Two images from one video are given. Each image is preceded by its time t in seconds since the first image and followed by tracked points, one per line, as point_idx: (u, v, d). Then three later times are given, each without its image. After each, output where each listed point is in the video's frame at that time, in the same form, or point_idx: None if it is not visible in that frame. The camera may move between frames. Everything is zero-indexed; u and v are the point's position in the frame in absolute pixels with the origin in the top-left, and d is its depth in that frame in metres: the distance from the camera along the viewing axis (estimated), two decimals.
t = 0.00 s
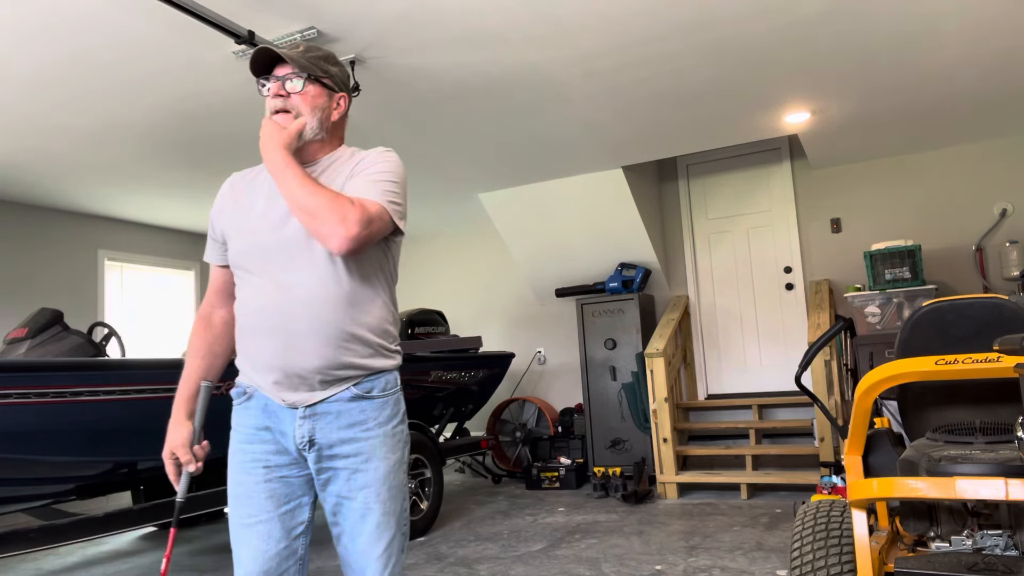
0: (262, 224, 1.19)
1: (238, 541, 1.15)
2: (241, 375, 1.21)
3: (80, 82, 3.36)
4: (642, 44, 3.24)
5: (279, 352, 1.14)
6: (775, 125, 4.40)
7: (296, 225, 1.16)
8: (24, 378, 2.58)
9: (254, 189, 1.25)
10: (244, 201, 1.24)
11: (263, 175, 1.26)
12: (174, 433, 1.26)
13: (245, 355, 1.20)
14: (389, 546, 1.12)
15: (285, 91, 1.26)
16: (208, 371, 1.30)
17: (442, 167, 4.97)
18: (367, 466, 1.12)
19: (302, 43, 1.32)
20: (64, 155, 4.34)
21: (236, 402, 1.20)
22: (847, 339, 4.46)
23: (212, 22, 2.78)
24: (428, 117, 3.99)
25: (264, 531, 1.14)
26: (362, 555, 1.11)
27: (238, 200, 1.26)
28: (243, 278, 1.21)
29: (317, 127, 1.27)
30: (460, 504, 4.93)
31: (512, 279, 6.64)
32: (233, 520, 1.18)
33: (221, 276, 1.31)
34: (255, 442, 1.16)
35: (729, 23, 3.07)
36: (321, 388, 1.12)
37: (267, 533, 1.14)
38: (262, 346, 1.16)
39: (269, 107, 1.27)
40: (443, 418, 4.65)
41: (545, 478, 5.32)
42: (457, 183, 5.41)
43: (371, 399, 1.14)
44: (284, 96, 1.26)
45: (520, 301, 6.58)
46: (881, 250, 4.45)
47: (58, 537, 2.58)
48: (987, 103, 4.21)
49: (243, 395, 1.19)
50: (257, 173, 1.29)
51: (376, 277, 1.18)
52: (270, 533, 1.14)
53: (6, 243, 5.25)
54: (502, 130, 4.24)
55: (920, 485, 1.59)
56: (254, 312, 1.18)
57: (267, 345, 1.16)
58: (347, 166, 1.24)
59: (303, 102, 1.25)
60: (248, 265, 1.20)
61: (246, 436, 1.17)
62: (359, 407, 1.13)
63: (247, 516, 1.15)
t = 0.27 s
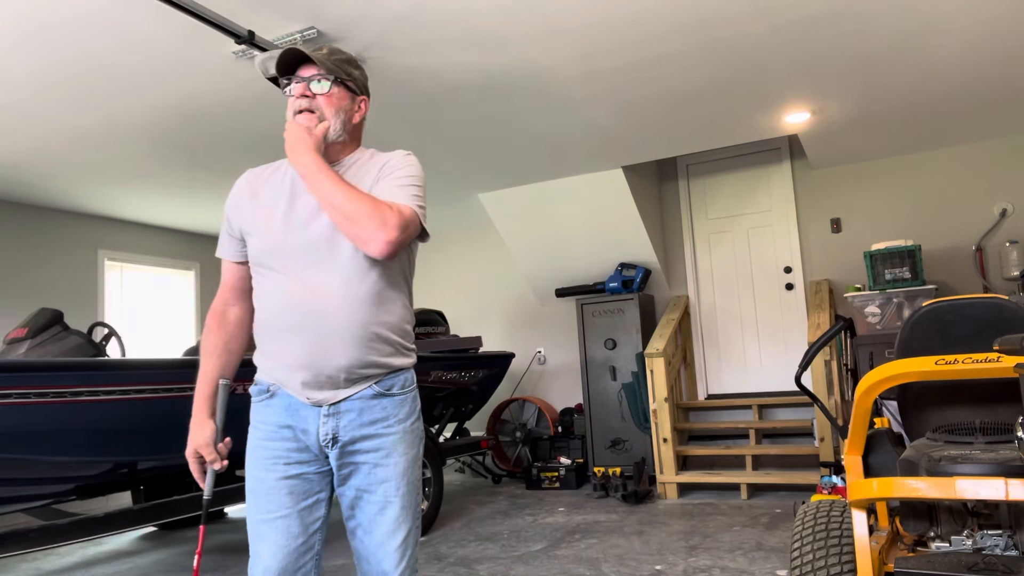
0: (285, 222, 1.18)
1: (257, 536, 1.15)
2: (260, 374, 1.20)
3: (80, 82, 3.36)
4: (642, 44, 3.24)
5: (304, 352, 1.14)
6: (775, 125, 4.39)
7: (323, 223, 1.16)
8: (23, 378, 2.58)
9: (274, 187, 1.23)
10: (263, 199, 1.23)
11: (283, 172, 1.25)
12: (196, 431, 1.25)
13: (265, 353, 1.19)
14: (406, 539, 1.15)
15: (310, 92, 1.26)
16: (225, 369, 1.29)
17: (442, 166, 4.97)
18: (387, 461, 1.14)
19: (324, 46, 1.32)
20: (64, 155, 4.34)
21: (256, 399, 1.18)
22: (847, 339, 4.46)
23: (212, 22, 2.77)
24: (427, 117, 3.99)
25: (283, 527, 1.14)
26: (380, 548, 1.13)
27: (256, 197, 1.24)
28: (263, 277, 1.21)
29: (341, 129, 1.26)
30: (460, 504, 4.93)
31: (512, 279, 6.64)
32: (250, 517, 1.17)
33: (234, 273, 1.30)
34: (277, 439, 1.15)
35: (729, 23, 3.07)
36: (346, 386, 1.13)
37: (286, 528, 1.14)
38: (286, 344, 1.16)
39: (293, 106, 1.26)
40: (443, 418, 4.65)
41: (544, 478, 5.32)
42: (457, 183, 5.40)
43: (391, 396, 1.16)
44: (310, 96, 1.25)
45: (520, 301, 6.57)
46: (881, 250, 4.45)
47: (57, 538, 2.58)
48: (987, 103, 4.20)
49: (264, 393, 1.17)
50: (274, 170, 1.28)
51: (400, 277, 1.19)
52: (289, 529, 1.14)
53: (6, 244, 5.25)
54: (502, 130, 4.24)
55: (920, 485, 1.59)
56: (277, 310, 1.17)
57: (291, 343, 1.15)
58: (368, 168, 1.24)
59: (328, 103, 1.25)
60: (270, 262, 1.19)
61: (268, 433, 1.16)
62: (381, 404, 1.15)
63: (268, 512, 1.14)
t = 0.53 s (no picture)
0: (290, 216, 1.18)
1: (258, 536, 1.14)
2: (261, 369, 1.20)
3: (80, 82, 3.36)
4: (642, 45, 3.24)
5: (308, 347, 1.14)
6: (775, 125, 4.40)
7: (330, 218, 1.16)
8: (24, 378, 2.58)
9: (278, 182, 1.23)
10: (268, 193, 1.23)
11: (288, 168, 1.25)
12: (190, 424, 1.23)
13: (267, 347, 1.19)
14: (408, 538, 1.15)
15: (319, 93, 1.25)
16: (216, 362, 1.28)
17: (442, 167, 4.97)
18: (389, 460, 1.15)
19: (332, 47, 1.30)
20: (63, 155, 4.34)
21: (257, 399, 1.17)
22: (847, 339, 4.46)
23: (212, 22, 2.77)
24: (427, 117, 3.99)
25: (284, 527, 1.13)
26: (383, 548, 1.13)
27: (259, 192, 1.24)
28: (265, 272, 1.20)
29: (346, 132, 1.26)
30: (460, 504, 4.93)
31: (512, 279, 6.64)
32: (249, 517, 1.16)
33: (229, 266, 1.30)
34: (278, 439, 1.14)
35: (730, 24, 3.07)
36: (350, 381, 1.13)
37: (287, 528, 1.13)
38: (289, 338, 1.15)
39: (301, 106, 1.25)
40: (443, 418, 4.65)
41: (544, 478, 5.32)
42: (457, 183, 5.41)
43: (393, 395, 1.17)
44: (318, 98, 1.25)
45: (520, 301, 6.57)
46: (881, 250, 4.45)
47: (57, 538, 2.58)
48: (988, 103, 4.20)
49: (265, 393, 1.16)
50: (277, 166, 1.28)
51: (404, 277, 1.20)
52: (290, 528, 1.14)
53: (6, 244, 5.25)
54: (502, 130, 4.24)
55: (920, 485, 1.59)
56: (280, 304, 1.17)
57: (295, 337, 1.15)
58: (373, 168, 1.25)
59: (337, 106, 1.25)
60: (273, 256, 1.19)
61: (269, 432, 1.15)
62: (383, 403, 1.15)
63: (269, 512, 1.13)
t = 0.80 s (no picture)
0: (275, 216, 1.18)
1: (242, 541, 1.14)
2: (243, 369, 1.19)
3: (80, 82, 3.35)
4: (642, 45, 3.24)
5: (293, 346, 1.14)
6: (775, 125, 4.40)
7: (317, 216, 1.17)
8: (24, 378, 2.58)
9: (261, 181, 1.23)
10: (251, 192, 1.22)
11: (269, 168, 1.25)
12: (178, 419, 1.20)
13: (250, 345, 1.18)
14: (398, 541, 1.15)
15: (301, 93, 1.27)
16: (200, 358, 1.27)
17: (442, 167, 4.97)
18: (376, 463, 1.15)
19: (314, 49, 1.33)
20: (63, 155, 4.34)
21: (240, 402, 1.17)
22: (847, 339, 4.46)
23: (212, 22, 2.77)
24: (428, 117, 3.99)
25: (269, 532, 1.13)
26: (373, 551, 1.14)
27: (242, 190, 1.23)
28: (248, 270, 1.20)
29: (330, 131, 1.26)
30: (460, 504, 4.93)
31: (512, 279, 6.64)
32: (234, 522, 1.16)
33: (210, 265, 1.30)
34: (263, 442, 1.14)
35: (729, 24, 3.07)
36: (337, 379, 1.14)
37: (272, 533, 1.13)
38: (274, 335, 1.15)
39: (284, 107, 1.26)
40: (443, 418, 4.65)
41: (544, 478, 5.32)
42: (457, 184, 5.41)
43: (379, 396, 1.17)
44: (301, 98, 1.26)
45: (520, 301, 6.57)
46: (881, 250, 4.46)
47: (57, 538, 2.58)
48: (988, 103, 4.20)
49: (248, 395, 1.16)
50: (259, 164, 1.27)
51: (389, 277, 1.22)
52: (275, 533, 1.14)
53: (7, 244, 5.25)
54: (502, 130, 4.24)
55: (920, 485, 1.59)
56: (265, 302, 1.16)
57: (280, 334, 1.15)
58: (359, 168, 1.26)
59: (319, 105, 1.26)
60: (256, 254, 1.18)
61: (253, 435, 1.15)
62: (369, 404, 1.16)
63: (254, 516, 1.13)
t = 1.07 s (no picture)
0: (252, 218, 1.18)
1: (225, 547, 1.14)
2: (219, 371, 1.19)
3: (80, 81, 3.35)
4: (641, 45, 3.24)
5: (272, 347, 1.14)
6: (775, 125, 4.40)
7: (296, 219, 1.19)
8: (24, 378, 2.58)
9: (237, 181, 1.22)
10: (226, 192, 1.21)
11: (242, 168, 1.25)
12: (161, 412, 1.19)
13: (224, 345, 1.17)
14: (385, 536, 1.15)
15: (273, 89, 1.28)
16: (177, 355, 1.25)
17: (442, 167, 4.97)
18: (360, 458, 1.15)
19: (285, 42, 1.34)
20: (63, 155, 4.34)
21: (215, 407, 1.18)
22: (848, 339, 4.46)
23: (213, 22, 2.78)
24: (428, 117, 3.99)
25: (252, 537, 1.14)
26: (360, 548, 1.13)
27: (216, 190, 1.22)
28: (223, 271, 1.19)
29: (303, 127, 1.27)
30: (460, 504, 4.93)
31: (512, 279, 6.64)
32: (217, 529, 1.16)
33: (179, 266, 1.27)
34: (240, 446, 1.15)
35: (729, 24, 3.07)
36: (315, 381, 1.15)
37: (255, 537, 1.14)
38: (251, 336, 1.15)
39: (257, 104, 1.27)
40: (443, 418, 4.65)
41: (544, 478, 5.32)
42: (457, 183, 5.40)
43: (357, 393, 1.19)
44: (273, 94, 1.27)
45: (520, 302, 6.57)
46: (881, 250, 4.46)
47: (57, 538, 2.58)
48: (988, 103, 4.20)
49: (224, 399, 1.17)
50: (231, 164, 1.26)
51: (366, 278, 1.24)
52: (258, 538, 1.14)
53: (7, 244, 5.24)
54: (502, 130, 4.24)
55: (920, 485, 1.59)
56: (241, 303, 1.16)
57: (258, 335, 1.15)
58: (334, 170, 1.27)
59: (291, 100, 1.27)
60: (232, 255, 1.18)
61: (230, 440, 1.16)
62: (347, 401, 1.17)
63: (235, 522, 1.14)
